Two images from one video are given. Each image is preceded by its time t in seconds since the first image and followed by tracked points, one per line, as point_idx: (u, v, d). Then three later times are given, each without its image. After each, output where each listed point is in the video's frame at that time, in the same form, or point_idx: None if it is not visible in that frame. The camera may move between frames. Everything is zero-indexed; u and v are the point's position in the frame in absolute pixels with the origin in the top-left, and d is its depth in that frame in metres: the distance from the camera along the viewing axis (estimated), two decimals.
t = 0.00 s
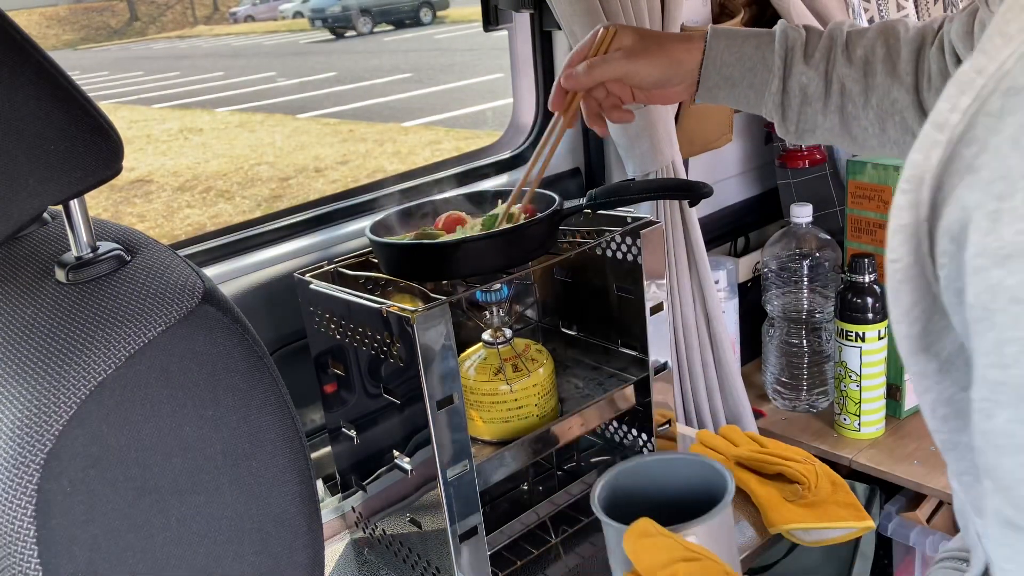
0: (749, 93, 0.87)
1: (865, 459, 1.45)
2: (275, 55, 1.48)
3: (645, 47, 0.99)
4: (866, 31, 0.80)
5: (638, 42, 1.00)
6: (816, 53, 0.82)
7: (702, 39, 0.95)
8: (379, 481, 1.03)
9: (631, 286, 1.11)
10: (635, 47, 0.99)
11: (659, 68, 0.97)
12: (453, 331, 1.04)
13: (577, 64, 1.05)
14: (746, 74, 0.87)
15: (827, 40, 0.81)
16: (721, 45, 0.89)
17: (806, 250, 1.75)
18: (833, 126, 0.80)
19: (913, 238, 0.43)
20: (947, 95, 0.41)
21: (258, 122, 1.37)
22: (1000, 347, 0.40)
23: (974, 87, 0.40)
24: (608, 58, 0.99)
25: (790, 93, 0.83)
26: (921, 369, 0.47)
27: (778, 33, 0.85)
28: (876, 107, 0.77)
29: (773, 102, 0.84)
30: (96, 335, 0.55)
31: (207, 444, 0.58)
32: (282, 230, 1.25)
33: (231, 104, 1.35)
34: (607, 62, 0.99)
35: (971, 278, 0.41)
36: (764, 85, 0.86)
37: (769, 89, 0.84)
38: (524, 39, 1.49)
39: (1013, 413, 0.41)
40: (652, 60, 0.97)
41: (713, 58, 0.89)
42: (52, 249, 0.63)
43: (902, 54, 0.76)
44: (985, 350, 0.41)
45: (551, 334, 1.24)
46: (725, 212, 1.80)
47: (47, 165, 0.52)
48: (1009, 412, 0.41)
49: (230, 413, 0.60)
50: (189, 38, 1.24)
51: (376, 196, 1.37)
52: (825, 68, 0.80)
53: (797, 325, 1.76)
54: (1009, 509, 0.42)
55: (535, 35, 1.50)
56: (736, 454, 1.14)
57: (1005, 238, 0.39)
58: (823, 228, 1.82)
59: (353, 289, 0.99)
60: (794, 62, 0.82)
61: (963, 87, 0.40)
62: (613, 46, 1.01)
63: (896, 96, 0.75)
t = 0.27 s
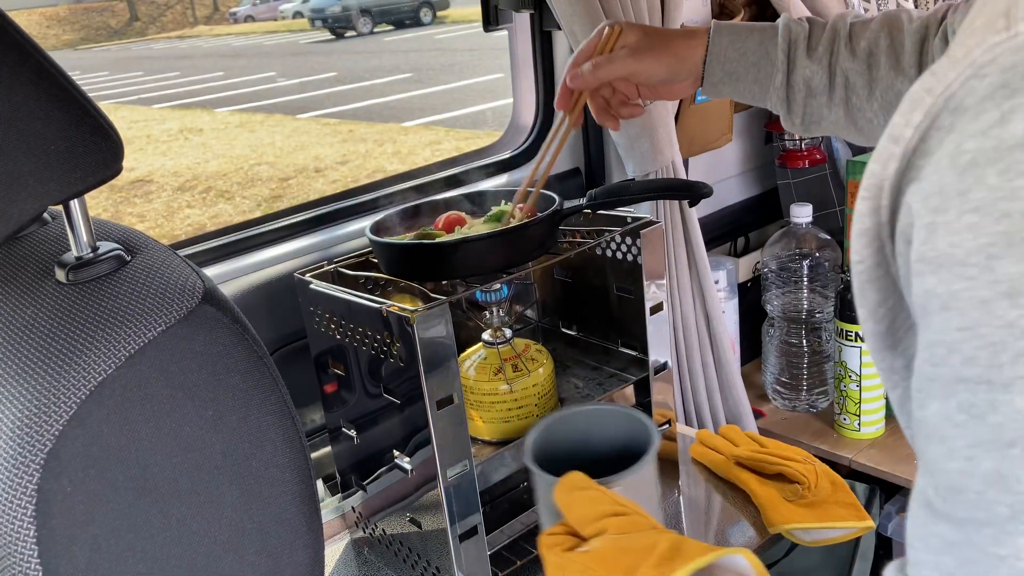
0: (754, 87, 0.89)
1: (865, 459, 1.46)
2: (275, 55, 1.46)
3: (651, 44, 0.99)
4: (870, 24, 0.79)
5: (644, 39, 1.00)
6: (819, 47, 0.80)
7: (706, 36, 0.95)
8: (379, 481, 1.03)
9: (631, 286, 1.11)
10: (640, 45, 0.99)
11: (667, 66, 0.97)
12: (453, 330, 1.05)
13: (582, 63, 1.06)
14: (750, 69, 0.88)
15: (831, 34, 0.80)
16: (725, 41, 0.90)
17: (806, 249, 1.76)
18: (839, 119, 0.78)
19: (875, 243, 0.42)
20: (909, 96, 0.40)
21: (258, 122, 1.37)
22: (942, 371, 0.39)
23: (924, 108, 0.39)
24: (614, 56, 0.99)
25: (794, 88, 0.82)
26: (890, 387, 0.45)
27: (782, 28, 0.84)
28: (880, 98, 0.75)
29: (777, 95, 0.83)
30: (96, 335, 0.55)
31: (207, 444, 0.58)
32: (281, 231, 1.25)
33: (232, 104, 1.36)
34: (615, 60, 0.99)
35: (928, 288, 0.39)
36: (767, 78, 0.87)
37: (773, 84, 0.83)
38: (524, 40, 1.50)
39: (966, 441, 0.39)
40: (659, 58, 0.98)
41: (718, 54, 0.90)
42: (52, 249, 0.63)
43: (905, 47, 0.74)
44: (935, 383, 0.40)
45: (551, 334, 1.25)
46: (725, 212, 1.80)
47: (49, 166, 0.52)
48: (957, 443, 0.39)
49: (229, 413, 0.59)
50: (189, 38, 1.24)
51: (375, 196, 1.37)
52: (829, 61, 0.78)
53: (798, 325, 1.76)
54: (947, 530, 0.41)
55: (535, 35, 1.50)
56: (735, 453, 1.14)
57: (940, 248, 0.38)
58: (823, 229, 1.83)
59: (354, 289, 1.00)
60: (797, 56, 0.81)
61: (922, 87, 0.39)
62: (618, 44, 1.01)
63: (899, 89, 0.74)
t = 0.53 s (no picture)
0: (757, 90, 0.88)
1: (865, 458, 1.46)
2: (275, 55, 1.48)
3: (654, 45, 0.99)
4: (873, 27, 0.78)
5: (647, 41, 1.00)
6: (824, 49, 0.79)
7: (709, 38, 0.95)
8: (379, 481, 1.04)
9: (631, 286, 1.11)
10: (643, 46, 1.00)
11: (670, 67, 0.98)
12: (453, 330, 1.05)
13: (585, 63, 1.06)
14: (753, 72, 0.88)
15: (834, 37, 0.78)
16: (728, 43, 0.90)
17: (805, 249, 1.74)
18: (842, 122, 0.76)
19: (847, 266, 0.47)
20: (875, 122, 0.44)
21: (258, 121, 1.37)
22: (896, 386, 0.42)
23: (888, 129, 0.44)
24: (617, 57, 0.99)
25: (798, 91, 0.79)
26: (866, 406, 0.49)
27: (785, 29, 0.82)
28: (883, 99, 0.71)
29: (781, 98, 0.80)
30: (96, 335, 0.54)
31: (207, 444, 0.56)
32: (280, 231, 1.24)
33: (232, 104, 1.37)
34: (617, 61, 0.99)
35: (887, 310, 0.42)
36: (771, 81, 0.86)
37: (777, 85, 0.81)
38: (524, 41, 1.50)
39: (908, 460, 0.42)
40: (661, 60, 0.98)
41: (720, 57, 0.90)
42: (52, 249, 0.62)
43: (909, 50, 0.73)
44: (886, 402, 0.43)
45: (551, 334, 1.25)
46: (725, 212, 1.80)
47: (49, 168, 0.51)
48: (898, 464, 0.42)
49: (229, 412, 0.58)
50: (189, 39, 1.24)
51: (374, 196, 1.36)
52: (833, 65, 0.77)
53: (797, 325, 1.76)
54: (881, 546, 0.44)
55: (535, 35, 1.50)
56: (735, 453, 1.14)
57: (898, 269, 0.41)
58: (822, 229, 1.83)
59: (354, 289, 1.00)
60: (801, 60, 0.79)
61: (884, 114, 0.44)
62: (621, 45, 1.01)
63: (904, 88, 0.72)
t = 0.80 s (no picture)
0: (757, 91, 0.89)
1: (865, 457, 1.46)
2: (275, 54, 1.45)
3: (651, 45, 0.99)
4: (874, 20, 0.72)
5: (644, 41, 1.00)
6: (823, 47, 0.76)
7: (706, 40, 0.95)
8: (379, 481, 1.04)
9: (631, 286, 1.11)
10: (639, 47, 1.00)
11: (666, 68, 0.97)
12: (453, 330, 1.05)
13: (583, 63, 1.06)
14: (754, 73, 0.89)
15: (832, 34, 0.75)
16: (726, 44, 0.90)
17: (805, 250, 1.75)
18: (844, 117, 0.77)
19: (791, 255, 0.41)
20: (830, 139, 0.38)
21: (258, 122, 1.36)
22: (800, 369, 0.38)
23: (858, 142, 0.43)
24: (613, 58, 0.99)
25: (798, 88, 0.78)
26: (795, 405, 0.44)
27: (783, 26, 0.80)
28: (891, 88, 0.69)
29: (782, 97, 0.79)
30: (96, 336, 0.53)
31: (207, 444, 0.55)
32: (280, 230, 1.25)
33: (233, 104, 1.35)
34: (614, 62, 0.99)
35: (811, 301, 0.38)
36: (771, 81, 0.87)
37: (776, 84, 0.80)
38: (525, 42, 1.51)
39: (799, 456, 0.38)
40: (657, 61, 0.98)
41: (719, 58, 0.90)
42: (52, 249, 0.61)
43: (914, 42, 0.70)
44: (793, 380, 0.39)
45: (551, 334, 1.25)
46: (724, 212, 1.80)
47: (50, 169, 0.49)
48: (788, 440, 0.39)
49: (230, 413, 0.57)
50: (189, 39, 1.24)
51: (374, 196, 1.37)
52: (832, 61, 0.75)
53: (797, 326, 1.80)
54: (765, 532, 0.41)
55: (535, 36, 1.51)
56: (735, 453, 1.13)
57: (828, 270, 0.36)
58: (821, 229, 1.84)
59: (353, 289, 1.01)
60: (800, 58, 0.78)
61: (837, 133, 0.38)
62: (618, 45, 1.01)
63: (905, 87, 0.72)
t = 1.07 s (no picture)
0: (769, 79, 0.93)
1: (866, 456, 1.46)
2: (275, 55, 1.44)
3: (662, 40, 0.99)
4: None
5: (656, 35, 1.00)
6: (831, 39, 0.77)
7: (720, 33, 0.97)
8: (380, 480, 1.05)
9: (631, 286, 1.11)
10: (652, 40, 1.00)
11: (678, 62, 0.99)
12: (453, 331, 1.05)
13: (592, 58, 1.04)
14: (766, 63, 0.92)
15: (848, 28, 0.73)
16: (739, 34, 0.94)
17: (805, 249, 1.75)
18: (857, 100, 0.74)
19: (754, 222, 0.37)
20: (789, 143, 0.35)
21: (258, 122, 1.35)
22: (745, 348, 0.35)
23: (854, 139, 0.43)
24: (627, 53, 0.99)
25: (812, 78, 0.77)
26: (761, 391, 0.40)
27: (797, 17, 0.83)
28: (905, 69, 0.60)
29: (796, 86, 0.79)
30: (96, 336, 0.53)
31: (206, 444, 0.55)
32: (280, 230, 1.26)
33: (233, 103, 1.35)
34: (629, 57, 0.99)
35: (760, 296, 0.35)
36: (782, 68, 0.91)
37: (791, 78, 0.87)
38: (524, 38, 1.51)
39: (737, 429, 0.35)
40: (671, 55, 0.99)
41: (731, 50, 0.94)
42: (53, 250, 0.61)
43: None
44: (739, 355, 0.35)
45: (552, 334, 1.25)
46: (724, 212, 1.80)
47: (49, 170, 0.49)
48: (725, 408, 0.35)
49: (230, 413, 0.57)
50: (189, 39, 1.25)
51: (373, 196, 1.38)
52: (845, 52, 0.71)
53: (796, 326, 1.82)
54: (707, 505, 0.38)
55: (535, 38, 1.52)
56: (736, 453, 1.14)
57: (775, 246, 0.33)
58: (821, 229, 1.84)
59: (353, 288, 1.01)
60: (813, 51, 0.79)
61: (797, 139, 0.35)
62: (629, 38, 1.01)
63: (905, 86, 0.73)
